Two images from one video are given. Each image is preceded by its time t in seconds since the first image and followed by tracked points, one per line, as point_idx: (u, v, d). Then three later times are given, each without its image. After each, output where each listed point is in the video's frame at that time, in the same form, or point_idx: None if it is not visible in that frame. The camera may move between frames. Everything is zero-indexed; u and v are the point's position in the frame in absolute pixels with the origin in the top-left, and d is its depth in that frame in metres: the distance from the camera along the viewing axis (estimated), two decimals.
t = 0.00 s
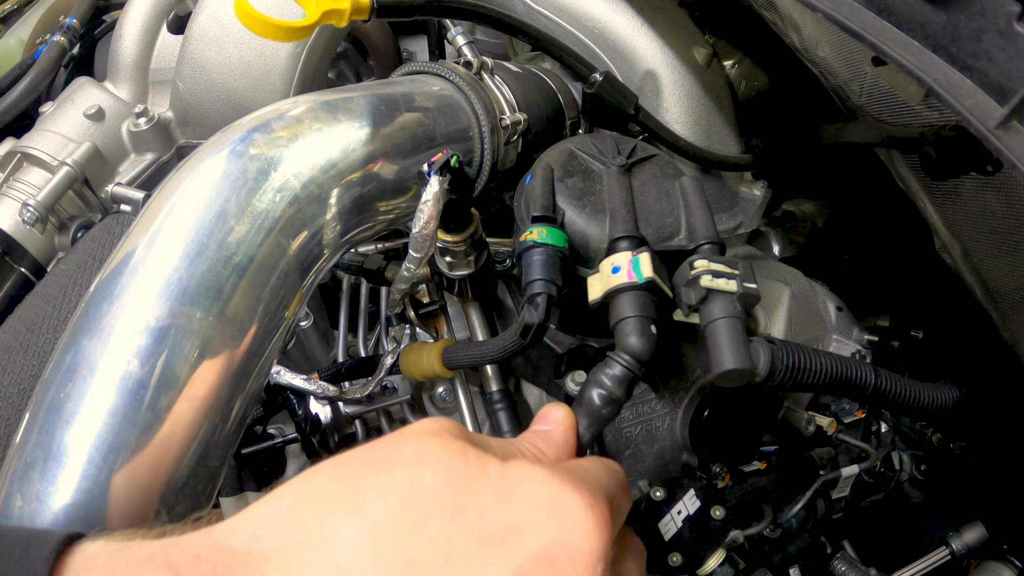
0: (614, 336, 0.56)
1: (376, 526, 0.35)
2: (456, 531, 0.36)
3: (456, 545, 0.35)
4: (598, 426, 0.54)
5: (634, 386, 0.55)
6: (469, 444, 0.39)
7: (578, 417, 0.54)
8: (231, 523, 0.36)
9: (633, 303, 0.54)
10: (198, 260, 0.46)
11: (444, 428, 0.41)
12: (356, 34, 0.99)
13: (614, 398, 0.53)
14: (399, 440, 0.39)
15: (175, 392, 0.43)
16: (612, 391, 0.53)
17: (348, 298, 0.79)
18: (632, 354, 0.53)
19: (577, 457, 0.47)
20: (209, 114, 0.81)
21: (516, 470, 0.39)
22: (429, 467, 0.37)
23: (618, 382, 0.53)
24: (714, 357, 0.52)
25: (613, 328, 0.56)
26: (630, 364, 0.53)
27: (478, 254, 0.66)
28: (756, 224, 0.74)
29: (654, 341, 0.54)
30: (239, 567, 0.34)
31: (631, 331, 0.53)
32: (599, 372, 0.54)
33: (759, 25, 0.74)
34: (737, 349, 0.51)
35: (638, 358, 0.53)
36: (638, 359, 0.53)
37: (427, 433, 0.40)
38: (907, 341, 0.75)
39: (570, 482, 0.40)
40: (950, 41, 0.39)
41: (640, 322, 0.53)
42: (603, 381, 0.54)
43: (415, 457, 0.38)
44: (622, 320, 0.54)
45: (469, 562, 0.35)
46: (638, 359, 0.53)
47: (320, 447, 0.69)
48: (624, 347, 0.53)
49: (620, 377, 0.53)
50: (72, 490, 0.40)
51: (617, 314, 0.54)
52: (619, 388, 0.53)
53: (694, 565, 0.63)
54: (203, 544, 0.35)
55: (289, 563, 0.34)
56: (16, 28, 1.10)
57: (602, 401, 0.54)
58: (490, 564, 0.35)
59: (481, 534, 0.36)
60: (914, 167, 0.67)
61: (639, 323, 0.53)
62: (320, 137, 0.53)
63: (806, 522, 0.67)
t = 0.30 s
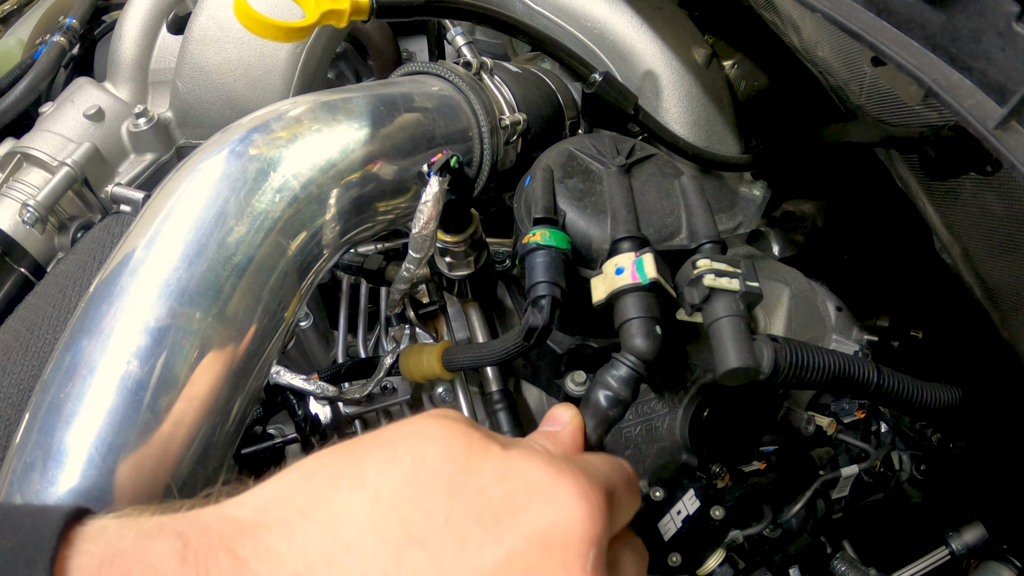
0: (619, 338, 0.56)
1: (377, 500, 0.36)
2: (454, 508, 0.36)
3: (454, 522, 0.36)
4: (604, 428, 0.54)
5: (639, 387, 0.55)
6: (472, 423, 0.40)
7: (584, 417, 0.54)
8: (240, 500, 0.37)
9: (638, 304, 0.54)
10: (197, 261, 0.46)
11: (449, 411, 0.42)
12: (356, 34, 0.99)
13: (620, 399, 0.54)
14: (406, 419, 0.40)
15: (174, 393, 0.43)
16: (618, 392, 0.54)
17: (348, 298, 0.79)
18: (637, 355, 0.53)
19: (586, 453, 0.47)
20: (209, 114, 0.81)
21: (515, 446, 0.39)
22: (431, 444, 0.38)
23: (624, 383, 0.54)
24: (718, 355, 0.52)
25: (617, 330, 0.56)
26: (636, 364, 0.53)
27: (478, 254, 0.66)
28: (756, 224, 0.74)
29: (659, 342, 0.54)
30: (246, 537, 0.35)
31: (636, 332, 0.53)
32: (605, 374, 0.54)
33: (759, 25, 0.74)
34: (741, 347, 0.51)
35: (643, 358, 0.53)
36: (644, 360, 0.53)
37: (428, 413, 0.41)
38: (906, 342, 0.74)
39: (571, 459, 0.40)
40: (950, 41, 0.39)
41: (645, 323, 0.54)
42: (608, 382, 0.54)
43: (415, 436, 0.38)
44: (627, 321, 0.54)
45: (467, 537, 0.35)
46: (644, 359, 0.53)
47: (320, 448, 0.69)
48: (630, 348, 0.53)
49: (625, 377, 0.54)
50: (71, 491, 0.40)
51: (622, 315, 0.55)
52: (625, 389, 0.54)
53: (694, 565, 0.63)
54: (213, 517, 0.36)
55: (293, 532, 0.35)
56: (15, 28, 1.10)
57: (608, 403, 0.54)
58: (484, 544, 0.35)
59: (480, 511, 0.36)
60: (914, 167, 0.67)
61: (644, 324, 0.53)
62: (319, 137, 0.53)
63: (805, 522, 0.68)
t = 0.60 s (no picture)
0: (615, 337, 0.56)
1: None
2: None
3: None
4: (598, 427, 0.54)
5: (634, 386, 0.55)
6: (449, 475, 0.36)
7: (577, 416, 0.54)
8: (225, 549, 0.35)
9: (633, 303, 0.54)
10: (197, 261, 0.46)
11: (428, 454, 0.38)
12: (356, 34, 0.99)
13: (613, 398, 0.53)
14: (378, 470, 0.36)
15: (175, 393, 0.43)
16: (611, 391, 0.53)
17: (347, 298, 0.79)
18: (631, 354, 0.53)
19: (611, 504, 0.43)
20: (209, 114, 0.81)
21: (509, 507, 0.35)
22: (403, 508, 0.35)
23: (617, 382, 0.54)
24: (714, 357, 0.52)
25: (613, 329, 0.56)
26: (630, 364, 0.53)
27: (478, 254, 0.66)
28: (756, 224, 0.74)
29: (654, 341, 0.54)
30: None
31: (631, 331, 0.53)
32: (599, 372, 0.54)
33: (759, 25, 0.74)
34: (738, 348, 0.51)
35: (638, 358, 0.53)
36: (638, 359, 0.53)
37: (403, 464, 0.37)
38: (907, 342, 0.74)
39: (571, 518, 0.36)
40: (949, 42, 0.40)
41: (639, 322, 0.53)
42: (602, 380, 0.54)
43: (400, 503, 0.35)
44: (622, 320, 0.54)
45: None
46: (638, 359, 0.53)
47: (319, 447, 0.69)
48: (625, 346, 0.53)
49: (619, 377, 0.54)
50: (70, 490, 0.40)
51: (618, 314, 0.55)
52: (618, 387, 0.54)
53: (694, 565, 0.63)
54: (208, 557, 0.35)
55: None
56: (15, 28, 1.10)
57: (601, 401, 0.54)
58: None
59: None
60: (914, 167, 0.67)
61: (639, 324, 0.53)
62: (319, 138, 0.53)
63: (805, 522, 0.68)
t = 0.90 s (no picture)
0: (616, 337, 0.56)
1: None
2: None
3: None
4: (598, 426, 0.54)
5: (634, 386, 0.54)
6: (228, 546, 0.32)
7: (577, 417, 0.54)
8: None
9: (634, 303, 0.54)
10: (198, 261, 0.46)
11: (226, 509, 0.33)
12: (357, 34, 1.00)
13: (614, 397, 0.53)
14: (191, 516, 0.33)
15: (175, 393, 0.43)
16: (612, 390, 0.53)
17: (348, 298, 0.79)
18: (632, 354, 0.53)
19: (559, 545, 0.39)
20: (209, 113, 0.81)
21: None
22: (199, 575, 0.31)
23: (618, 381, 0.53)
24: (715, 357, 0.52)
25: (613, 329, 0.56)
26: (630, 364, 0.53)
27: (479, 254, 0.66)
28: (756, 224, 0.73)
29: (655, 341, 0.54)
30: None
31: (632, 331, 0.53)
32: (599, 371, 0.54)
33: (760, 26, 0.74)
34: (738, 348, 0.51)
35: (639, 358, 0.53)
36: (639, 359, 0.53)
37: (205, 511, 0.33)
38: (907, 342, 0.74)
39: None
40: (950, 42, 0.40)
41: (640, 322, 0.54)
42: (603, 380, 0.54)
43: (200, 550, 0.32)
44: (622, 320, 0.54)
45: None
46: (639, 359, 0.53)
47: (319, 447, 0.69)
48: (625, 347, 0.53)
49: (619, 376, 0.53)
50: (71, 489, 0.40)
51: (618, 315, 0.55)
52: (619, 387, 0.53)
53: (694, 565, 0.63)
54: None
55: None
56: (16, 28, 1.10)
57: (602, 401, 0.53)
58: None
59: None
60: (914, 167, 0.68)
61: (640, 324, 0.53)
62: (320, 138, 0.53)
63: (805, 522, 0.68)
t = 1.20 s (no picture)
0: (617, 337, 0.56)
1: None
2: None
3: None
4: (598, 426, 0.54)
5: (635, 386, 0.54)
6: None
7: (577, 416, 0.54)
8: None
9: (635, 303, 0.54)
10: (199, 261, 0.46)
11: (203, 557, 0.34)
12: (357, 34, 1.00)
13: (614, 397, 0.53)
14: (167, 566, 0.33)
15: (175, 393, 0.43)
16: (613, 391, 0.53)
17: (349, 298, 0.79)
18: (632, 354, 0.53)
19: None
20: (209, 113, 0.81)
21: None
22: None
23: (618, 381, 0.53)
24: (715, 358, 0.52)
25: (614, 329, 0.56)
26: (631, 364, 0.53)
27: (479, 254, 0.66)
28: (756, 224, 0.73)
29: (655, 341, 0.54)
30: None
31: (633, 331, 0.53)
32: (600, 371, 0.54)
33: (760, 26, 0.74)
34: (739, 349, 0.51)
35: (639, 358, 0.53)
36: (639, 359, 0.53)
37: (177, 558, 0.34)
38: (908, 342, 0.74)
39: None
40: (951, 42, 0.40)
41: (641, 322, 0.54)
42: (604, 380, 0.54)
43: None
44: (623, 320, 0.54)
45: None
46: (640, 359, 0.53)
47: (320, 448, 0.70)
48: (626, 346, 0.53)
49: (620, 376, 0.53)
50: (72, 489, 0.40)
51: (619, 315, 0.55)
52: (620, 387, 0.53)
53: (695, 566, 0.63)
54: None
55: None
56: (17, 28, 1.10)
57: (602, 401, 0.53)
58: None
59: None
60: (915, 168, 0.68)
61: (640, 324, 0.53)
62: (320, 138, 0.53)
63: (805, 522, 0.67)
